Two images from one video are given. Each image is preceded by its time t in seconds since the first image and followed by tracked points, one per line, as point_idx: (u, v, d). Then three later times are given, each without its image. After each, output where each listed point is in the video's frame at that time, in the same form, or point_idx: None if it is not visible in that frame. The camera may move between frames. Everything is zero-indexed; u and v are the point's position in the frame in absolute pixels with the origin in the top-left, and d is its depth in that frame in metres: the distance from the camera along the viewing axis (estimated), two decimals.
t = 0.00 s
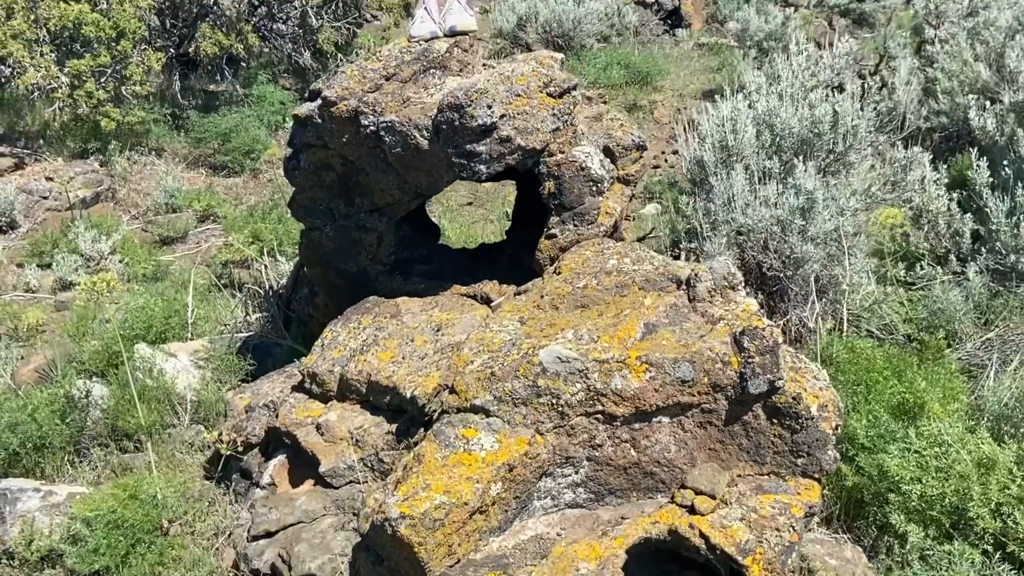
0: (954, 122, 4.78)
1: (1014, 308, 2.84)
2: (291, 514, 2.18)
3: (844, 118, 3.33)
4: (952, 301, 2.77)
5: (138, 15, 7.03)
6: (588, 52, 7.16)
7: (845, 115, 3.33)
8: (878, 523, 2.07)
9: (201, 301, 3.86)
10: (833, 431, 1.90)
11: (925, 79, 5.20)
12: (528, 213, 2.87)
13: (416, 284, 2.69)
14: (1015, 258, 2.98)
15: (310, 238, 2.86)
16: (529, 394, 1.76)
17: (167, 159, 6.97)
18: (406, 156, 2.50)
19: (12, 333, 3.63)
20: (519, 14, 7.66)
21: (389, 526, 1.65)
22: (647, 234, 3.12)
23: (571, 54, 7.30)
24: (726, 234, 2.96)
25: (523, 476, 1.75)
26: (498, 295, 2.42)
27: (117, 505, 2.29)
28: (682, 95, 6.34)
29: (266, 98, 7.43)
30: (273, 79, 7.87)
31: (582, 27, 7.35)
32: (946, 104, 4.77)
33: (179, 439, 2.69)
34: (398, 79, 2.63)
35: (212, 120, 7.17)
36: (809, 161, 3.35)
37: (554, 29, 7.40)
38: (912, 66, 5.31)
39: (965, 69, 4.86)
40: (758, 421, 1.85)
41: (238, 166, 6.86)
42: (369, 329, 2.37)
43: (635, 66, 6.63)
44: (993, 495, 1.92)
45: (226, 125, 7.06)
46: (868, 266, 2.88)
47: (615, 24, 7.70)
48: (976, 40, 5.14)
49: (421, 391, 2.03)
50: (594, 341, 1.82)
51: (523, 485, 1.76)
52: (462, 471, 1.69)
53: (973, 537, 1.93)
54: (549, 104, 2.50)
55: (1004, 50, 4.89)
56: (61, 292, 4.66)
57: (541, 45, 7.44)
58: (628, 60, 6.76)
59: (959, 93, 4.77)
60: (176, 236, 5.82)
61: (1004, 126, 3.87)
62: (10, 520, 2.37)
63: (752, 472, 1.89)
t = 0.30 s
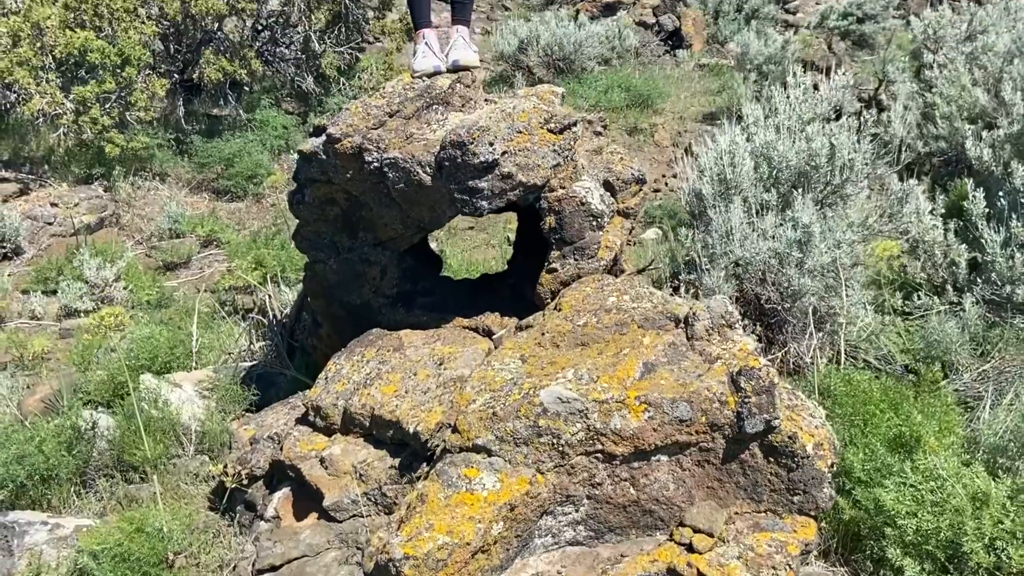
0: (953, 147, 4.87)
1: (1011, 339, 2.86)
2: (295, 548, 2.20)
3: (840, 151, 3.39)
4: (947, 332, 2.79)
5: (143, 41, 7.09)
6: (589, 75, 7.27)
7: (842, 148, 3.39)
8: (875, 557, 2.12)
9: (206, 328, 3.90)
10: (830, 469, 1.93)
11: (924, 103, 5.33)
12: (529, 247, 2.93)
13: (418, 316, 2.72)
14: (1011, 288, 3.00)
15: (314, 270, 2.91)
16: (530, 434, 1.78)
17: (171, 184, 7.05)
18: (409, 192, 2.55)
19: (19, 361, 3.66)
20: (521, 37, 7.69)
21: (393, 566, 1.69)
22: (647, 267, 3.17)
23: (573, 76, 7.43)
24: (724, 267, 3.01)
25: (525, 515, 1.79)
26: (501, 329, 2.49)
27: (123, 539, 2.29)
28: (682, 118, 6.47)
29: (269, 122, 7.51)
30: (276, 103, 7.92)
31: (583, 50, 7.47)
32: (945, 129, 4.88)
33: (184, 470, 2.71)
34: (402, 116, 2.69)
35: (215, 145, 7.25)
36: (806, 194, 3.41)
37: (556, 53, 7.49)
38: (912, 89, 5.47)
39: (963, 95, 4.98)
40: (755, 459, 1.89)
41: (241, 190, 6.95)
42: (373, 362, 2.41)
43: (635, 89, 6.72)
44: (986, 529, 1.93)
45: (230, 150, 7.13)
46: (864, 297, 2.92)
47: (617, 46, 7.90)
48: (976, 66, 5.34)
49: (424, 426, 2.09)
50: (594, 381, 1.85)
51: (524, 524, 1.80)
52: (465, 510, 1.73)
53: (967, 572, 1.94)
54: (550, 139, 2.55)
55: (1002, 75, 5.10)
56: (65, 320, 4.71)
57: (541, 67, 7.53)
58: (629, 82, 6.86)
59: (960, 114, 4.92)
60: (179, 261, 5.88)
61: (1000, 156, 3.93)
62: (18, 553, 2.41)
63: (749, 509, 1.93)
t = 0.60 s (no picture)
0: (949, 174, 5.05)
1: (1004, 372, 2.88)
2: None
3: (835, 186, 3.45)
4: (941, 365, 2.81)
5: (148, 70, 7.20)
6: (590, 101, 7.44)
7: (836, 183, 3.45)
8: None
9: (208, 357, 3.93)
10: (822, 506, 1.97)
11: (921, 130, 5.54)
12: (528, 281, 2.98)
13: (419, 349, 2.76)
14: (1004, 320, 3.03)
15: (316, 303, 2.96)
16: (528, 473, 1.83)
17: (173, 211, 7.11)
18: (411, 228, 2.60)
19: (22, 391, 3.68)
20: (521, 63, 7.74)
21: None
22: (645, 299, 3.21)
23: (573, 102, 7.58)
24: (721, 300, 3.05)
25: (523, 553, 1.82)
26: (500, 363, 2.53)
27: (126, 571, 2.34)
28: (682, 144, 6.65)
29: (271, 149, 7.61)
30: (279, 129, 8.02)
31: (584, 76, 7.63)
32: (941, 156, 5.04)
33: (187, 502, 2.74)
34: (403, 152, 2.75)
35: (218, 172, 7.32)
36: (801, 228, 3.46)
37: (556, 78, 7.61)
38: (909, 116, 5.68)
39: (959, 123, 5.17)
40: (749, 497, 1.93)
41: (243, 218, 7.00)
42: (374, 396, 2.44)
43: (636, 115, 6.95)
44: (977, 564, 1.94)
45: (232, 177, 7.20)
46: (859, 330, 2.96)
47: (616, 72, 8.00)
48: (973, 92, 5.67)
49: (423, 461, 2.13)
50: (590, 420, 1.88)
51: (523, 561, 1.83)
52: (464, 549, 1.76)
53: None
54: (549, 176, 2.60)
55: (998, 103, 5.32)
56: (68, 349, 4.74)
57: (541, 92, 7.66)
58: (629, 108, 7.06)
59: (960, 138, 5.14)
60: (182, 288, 5.93)
61: (992, 190, 4.00)
62: None
63: (743, 546, 1.97)
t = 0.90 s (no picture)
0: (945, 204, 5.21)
1: (994, 405, 2.92)
2: None
3: (826, 221, 3.52)
4: (932, 399, 2.85)
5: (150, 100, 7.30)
6: (589, 128, 7.60)
7: (827, 219, 3.52)
8: None
9: (208, 388, 3.97)
10: (810, 542, 2.00)
11: (918, 160, 5.66)
12: (524, 314, 3.03)
13: (417, 382, 2.79)
14: (993, 354, 3.07)
15: (315, 336, 3.02)
16: (521, 509, 1.87)
17: (174, 239, 7.18)
18: (409, 263, 2.65)
19: (24, 420, 3.71)
20: (521, 90, 7.90)
21: None
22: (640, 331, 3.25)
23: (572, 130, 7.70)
24: (714, 333, 3.09)
25: None
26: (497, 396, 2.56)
27: None
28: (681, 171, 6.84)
29: (272, 177, 7.67)
30: (280, 157, 8.11)
31: (582, 104, 7.76)
32: (937, 186, 5.22)
33: (186, 533, 2.75)
34: (402, 189, 2.81)
35: (219, 200, 7.39)
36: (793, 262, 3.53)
37: (556, 106, 7.75)
38: (906, 145, 5.79)
39: (955, 153, 5.32)
40: (737, 532, 1.96)
41: (243, 245, 7.07)
42: (371, 429, 2.49)
43: (635, 143, 7.11)
44: None
45: (233, 206, 7.27)
46: (851, 363, 3.00)
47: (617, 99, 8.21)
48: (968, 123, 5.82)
49: (420, 495, 2.16)
50: (583, 458, 1.93)
51: None
52: None
53: None
54: (545, 213, 2.66)
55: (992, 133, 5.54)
56: (69, 378, 4.78)
57: (541, 120, 7.79)
58: (628, 136, 7.23)
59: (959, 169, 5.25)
60: (182, 317, 5.97)
61: (982, 225, 4.07)
62: None
63: None
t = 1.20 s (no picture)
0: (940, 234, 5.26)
1: (982, 438, 2.96)
2: None
3: (816, 256, 3.59)
4: (920, 433, 2.90)
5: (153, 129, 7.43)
6: (587, 157, 8.36)
7: (818, 254, 3.59)
8: None
9: (210, 416, 4.03)
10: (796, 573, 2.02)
11: (912, 193, 5.78)
12: (520, 348, 3.10)
13: (415, 414, 2.85)
14: (981, 388, 3.11)
15: (316, 368, 3.09)
16: (516, 541, 1.93)
17: (176, 268, 7.27)
18: (408, 298, 2.72)
19: (27, 450, 3.77)
20: (520, 120, 8.70)
21: None
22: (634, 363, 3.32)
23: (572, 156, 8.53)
24: (706, 366, 3.16)
25: None
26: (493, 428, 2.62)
27: None
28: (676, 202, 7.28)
29: (273, 206, 7.89)
30: (280, 185, 8.41)
31: (581, 133, 8.62)
32: (932, 217, 5.30)
33: (188, 562, 2.79)
34: (402, 225, 2.87)
35: (221, 229, 7.49)
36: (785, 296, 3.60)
37: (555, 134, 8.57)
38: (901, 177, 6.05)
39: (948, 184, 5.42)
40: (725, 564, 1.99)
41: (244, 273, 7.16)
42: (370, 460, 2.54)
43: (634, 172, 7.69)
44: None
45: (234, 234, 7.37)
46: (841, 397, 3.04)
47: (613, 128, 9.27)
48: (963, 154, 6.11)
49: (417, 526, 2.21)
50: (575, 491, 2.00)
51: None
52: None
53: None
54: (541, 249, 2.74)
55: (986, 165, 5.74)
56: (72, 407, 4.83)
57: (543, 149, 8.59)
58: (626, 164, 7.84)
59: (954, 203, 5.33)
60: (183, 345, 6.03)
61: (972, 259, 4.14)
62: None
63: None
